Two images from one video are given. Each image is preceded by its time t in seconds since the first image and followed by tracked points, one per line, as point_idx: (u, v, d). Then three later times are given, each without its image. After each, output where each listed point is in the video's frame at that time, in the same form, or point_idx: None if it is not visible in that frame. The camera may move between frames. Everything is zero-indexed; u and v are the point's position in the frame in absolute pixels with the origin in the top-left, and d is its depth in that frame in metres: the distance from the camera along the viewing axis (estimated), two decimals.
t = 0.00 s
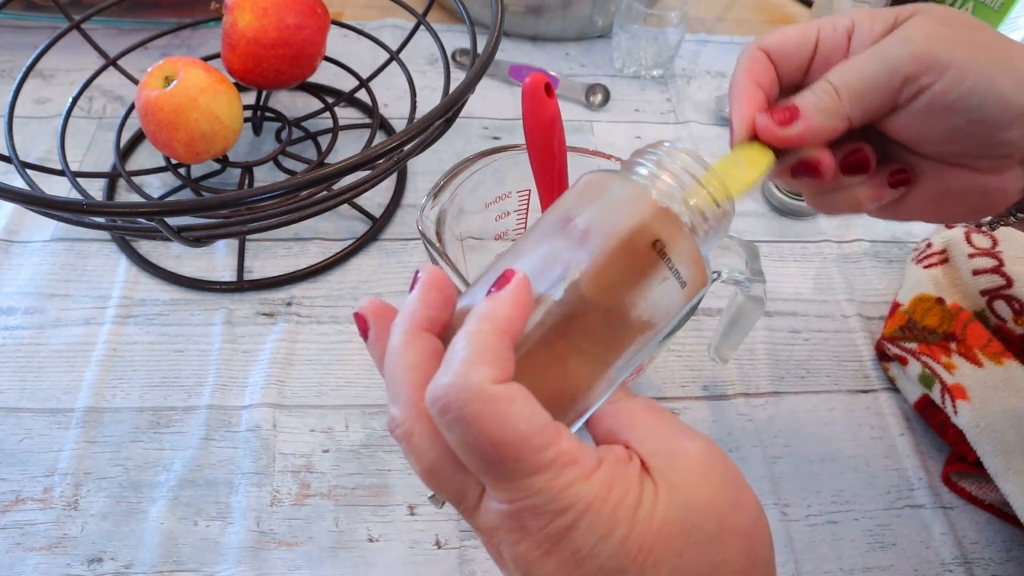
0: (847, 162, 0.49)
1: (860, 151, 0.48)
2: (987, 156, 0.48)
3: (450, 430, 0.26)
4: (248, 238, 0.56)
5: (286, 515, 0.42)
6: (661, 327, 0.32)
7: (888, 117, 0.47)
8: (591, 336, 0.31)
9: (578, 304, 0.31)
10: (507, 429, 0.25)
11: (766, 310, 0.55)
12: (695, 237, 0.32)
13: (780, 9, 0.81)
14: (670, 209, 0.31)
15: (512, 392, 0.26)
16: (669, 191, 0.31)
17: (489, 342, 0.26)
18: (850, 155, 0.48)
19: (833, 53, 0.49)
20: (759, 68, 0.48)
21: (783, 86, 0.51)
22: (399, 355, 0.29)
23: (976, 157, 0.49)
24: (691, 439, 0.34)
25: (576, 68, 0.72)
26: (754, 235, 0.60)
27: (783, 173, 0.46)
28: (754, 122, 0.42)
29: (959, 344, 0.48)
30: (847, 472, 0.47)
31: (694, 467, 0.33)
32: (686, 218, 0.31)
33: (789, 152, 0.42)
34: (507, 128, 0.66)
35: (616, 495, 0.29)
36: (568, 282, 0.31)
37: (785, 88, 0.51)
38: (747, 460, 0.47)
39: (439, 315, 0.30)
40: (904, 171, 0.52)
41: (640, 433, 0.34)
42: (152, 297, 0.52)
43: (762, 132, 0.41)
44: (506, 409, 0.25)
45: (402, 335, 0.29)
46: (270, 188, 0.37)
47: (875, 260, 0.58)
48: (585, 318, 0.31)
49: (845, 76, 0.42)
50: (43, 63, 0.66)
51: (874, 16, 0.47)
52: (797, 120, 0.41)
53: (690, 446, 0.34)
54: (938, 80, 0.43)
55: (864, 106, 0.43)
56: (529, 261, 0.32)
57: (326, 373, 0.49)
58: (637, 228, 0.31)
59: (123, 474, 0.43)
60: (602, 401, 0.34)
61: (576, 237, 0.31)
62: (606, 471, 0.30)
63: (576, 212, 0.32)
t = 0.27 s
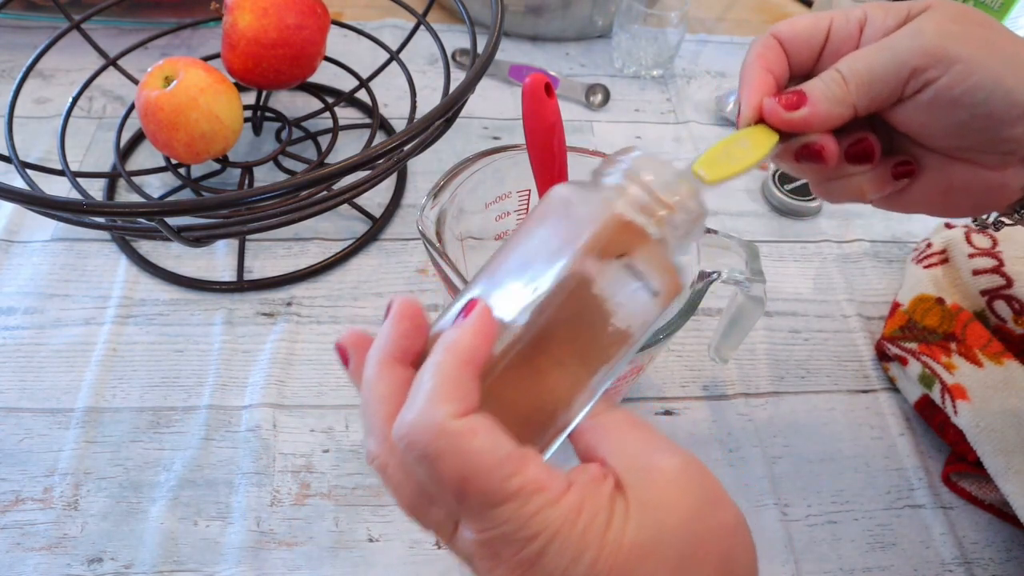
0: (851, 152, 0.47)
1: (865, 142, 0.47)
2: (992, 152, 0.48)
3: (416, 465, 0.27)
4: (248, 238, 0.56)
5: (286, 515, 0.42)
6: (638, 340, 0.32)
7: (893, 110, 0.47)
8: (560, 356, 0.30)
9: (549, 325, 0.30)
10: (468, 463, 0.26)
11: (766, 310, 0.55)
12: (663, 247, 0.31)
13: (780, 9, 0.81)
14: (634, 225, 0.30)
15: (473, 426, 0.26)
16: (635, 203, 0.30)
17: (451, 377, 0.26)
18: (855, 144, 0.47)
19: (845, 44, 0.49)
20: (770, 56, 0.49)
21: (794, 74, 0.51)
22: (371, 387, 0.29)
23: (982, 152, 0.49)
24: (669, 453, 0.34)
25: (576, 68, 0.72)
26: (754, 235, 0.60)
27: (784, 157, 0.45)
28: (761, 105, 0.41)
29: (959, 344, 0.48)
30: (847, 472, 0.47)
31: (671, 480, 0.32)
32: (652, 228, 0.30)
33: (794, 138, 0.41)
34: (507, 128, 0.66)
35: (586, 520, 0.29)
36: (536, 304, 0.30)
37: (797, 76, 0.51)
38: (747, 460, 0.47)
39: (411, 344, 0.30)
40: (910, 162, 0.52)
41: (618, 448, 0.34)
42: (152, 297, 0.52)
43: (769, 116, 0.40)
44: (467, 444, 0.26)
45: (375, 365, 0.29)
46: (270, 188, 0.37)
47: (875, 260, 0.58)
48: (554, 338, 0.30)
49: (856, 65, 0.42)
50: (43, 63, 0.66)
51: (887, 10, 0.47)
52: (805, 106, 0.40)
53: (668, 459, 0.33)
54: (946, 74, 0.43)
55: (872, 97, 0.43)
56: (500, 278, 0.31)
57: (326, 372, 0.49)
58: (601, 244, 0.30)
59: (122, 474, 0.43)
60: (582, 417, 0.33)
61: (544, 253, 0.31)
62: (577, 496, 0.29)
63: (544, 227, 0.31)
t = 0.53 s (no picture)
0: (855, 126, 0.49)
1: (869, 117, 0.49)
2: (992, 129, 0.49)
3: (379, 522, 0.27)
4: (248, 238, 0.56)
5: (286, 515, 0.42)
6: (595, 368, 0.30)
7: (894, 85, 0.48)
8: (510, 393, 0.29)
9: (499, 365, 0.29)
10: (421, 515, 0.26)
11: (766, 310, 0.55)
12: (604, 275, 0.29)
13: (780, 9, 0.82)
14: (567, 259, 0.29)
15: (421, 478, 0.26)
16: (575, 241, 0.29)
17: (398, 432, 0.26)
18: (857, 119, 0.49)
19: (848, 27, 0.49)
20: (778, 35, 0.49)
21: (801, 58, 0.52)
22: (339, 450, 0.30)
23: (983, 129, 0.49)
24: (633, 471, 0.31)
25: (576, 68, 0.72)
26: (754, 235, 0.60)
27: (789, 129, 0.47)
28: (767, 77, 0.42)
29: (959, 344, 0.48)
30: (847, 472, 0.47)
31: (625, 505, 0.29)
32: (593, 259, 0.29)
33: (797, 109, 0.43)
34: (507, 128, 0.66)
35: (541, 557, 0.28)
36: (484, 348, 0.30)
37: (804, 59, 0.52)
38: (747, 460, 0.47)
39: (374, 403, 0.31)
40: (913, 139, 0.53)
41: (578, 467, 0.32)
42: (152, 297, 0.52)
43: (775, 88, 0.41)
44: (416, 497, 0.25)
45: (341, 428, 0.30)
46: (270, 188, 0.37)
47: (875, 260, 0.58)
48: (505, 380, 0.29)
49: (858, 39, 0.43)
50: (43, 63, 0.66)
51: None
52: (809, 77, 0.41)
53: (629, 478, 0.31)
54: (942, 48, 0.43)
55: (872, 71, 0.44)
56: (453, 324, 0.31)
57: (326, 372, 0.49)
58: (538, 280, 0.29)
59: (122, 475, 0.43)
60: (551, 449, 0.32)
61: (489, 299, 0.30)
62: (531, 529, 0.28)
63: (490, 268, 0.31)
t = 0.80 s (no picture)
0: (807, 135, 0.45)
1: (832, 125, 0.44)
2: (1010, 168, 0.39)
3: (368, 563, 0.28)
4: (248, 238, 0.56)
5: (286, 515, 0.42)
6: (575, 383, 0.31)
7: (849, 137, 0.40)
8: (490, 419, 0.30)
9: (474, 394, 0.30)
10: (403, 556, 0.27)
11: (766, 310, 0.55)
12: (571, 283, 0.30)
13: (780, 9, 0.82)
14: (526, 269, 0.30)
15: (396, 522, 0.27)
16: (539, 253, 0.30)
17: (374, 476, 0.27)
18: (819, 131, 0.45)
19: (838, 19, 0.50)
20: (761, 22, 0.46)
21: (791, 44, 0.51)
22: (327, 489, 0.31)
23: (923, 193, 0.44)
24: (627, 479, 0.30)
25: (576, 68, 0.72)
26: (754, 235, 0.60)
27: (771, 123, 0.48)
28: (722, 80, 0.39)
29: (959, 344, 0.48)
30: (847, 472, 0.47)
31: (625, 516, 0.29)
32: (559, 269, 0.29)
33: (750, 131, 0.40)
34: (508, 128, 0.66)
35: None
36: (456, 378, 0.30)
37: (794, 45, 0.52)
38: (746, 460, 0.47)
39: (358, 440, 0.31)
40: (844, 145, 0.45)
41: (572, 478, 0.31)
42: (152, 297, 0.52)
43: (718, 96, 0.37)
44: (394, 539, 0.27)
45: (326, 467, 0.31)
46: (269, 189, 0.37)
47: (875, 261, 0.58)
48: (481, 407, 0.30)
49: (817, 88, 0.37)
50: (43, 63, 0.66)
51: None
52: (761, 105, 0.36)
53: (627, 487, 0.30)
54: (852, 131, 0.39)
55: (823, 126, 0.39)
56: (428, 358, 0.31)
57: (326, 372, 0.49)
58: (501, 297, 0.30)
59: (122, 474, 0.43)
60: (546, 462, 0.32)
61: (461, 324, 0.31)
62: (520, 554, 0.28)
63: (464, 291, 0.31)
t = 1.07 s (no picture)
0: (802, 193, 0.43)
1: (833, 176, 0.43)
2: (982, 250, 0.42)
3: None
4: (248, 238, 0.56)
5: (286, 515, 0.42)
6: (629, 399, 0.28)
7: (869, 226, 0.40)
8: (537, 439, 0.28)
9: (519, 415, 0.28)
10: None
11: (766, 310, 0.55)
12: (625, 295, 0.27)
13: (780, 10, 0.82)
14: (576, 282, 0.27)
15: (434, 545, 0.27)
16: (588, 263, 0.27)
17: (412, 496, 0.27)
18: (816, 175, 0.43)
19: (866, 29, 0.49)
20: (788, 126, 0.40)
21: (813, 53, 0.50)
22: (371, 498, 0.31)
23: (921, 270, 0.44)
24: (683, 504, 0.29)
25: (576, 68, 0.72)
26: (754, 235, 0.60)
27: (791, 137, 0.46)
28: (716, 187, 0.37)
29: (958, 344, 0.48)
30: (847, 473, 0.47)
31: (672, 536, 0.28)
32: (611, 280, 0.27)
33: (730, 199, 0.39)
34: (508, 128, 0.66)
35: None
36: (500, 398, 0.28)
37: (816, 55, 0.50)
38: (746, 460, 0.47)
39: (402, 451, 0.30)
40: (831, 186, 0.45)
41: (623, 500, 0.30)
42: (152, 297, 0.52)
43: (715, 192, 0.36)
44: (432, 563, 0.27)
45: (372, 475, 0.31)
46: (270, 188, 0.37)
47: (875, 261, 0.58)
48: (528, 428, 0.28)
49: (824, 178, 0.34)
50: (43, 63, 0.66)
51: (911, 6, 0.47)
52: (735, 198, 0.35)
53: (680, 511, 0.29)
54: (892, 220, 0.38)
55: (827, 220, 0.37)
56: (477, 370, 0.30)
57: (326, 372, 0.49)
58: (551, 311, 0.27)
59: (122, 474, 0.43)
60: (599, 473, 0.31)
61: (505, 340, 0.28)
62: None
63: (511, 301, 0.28)
